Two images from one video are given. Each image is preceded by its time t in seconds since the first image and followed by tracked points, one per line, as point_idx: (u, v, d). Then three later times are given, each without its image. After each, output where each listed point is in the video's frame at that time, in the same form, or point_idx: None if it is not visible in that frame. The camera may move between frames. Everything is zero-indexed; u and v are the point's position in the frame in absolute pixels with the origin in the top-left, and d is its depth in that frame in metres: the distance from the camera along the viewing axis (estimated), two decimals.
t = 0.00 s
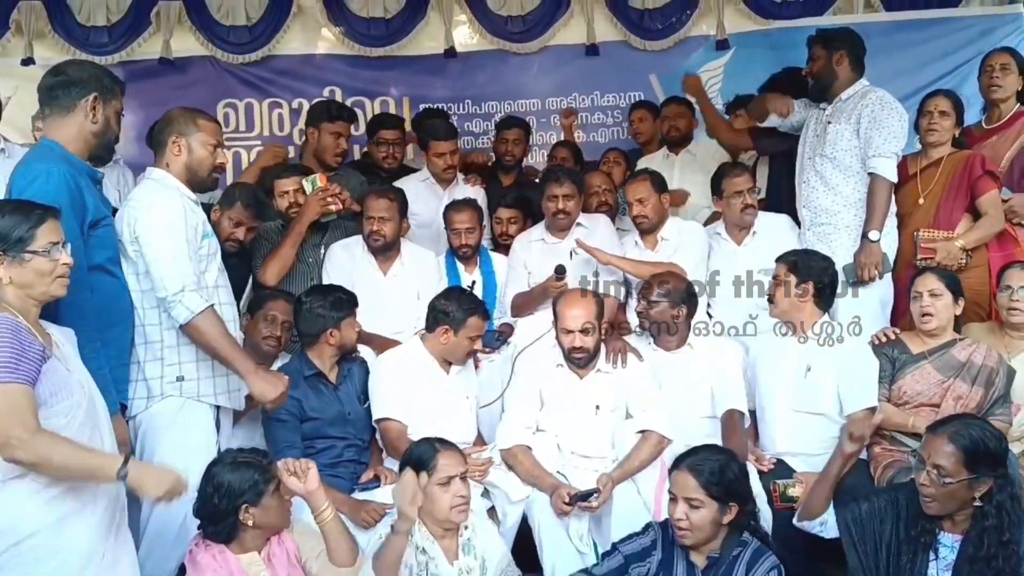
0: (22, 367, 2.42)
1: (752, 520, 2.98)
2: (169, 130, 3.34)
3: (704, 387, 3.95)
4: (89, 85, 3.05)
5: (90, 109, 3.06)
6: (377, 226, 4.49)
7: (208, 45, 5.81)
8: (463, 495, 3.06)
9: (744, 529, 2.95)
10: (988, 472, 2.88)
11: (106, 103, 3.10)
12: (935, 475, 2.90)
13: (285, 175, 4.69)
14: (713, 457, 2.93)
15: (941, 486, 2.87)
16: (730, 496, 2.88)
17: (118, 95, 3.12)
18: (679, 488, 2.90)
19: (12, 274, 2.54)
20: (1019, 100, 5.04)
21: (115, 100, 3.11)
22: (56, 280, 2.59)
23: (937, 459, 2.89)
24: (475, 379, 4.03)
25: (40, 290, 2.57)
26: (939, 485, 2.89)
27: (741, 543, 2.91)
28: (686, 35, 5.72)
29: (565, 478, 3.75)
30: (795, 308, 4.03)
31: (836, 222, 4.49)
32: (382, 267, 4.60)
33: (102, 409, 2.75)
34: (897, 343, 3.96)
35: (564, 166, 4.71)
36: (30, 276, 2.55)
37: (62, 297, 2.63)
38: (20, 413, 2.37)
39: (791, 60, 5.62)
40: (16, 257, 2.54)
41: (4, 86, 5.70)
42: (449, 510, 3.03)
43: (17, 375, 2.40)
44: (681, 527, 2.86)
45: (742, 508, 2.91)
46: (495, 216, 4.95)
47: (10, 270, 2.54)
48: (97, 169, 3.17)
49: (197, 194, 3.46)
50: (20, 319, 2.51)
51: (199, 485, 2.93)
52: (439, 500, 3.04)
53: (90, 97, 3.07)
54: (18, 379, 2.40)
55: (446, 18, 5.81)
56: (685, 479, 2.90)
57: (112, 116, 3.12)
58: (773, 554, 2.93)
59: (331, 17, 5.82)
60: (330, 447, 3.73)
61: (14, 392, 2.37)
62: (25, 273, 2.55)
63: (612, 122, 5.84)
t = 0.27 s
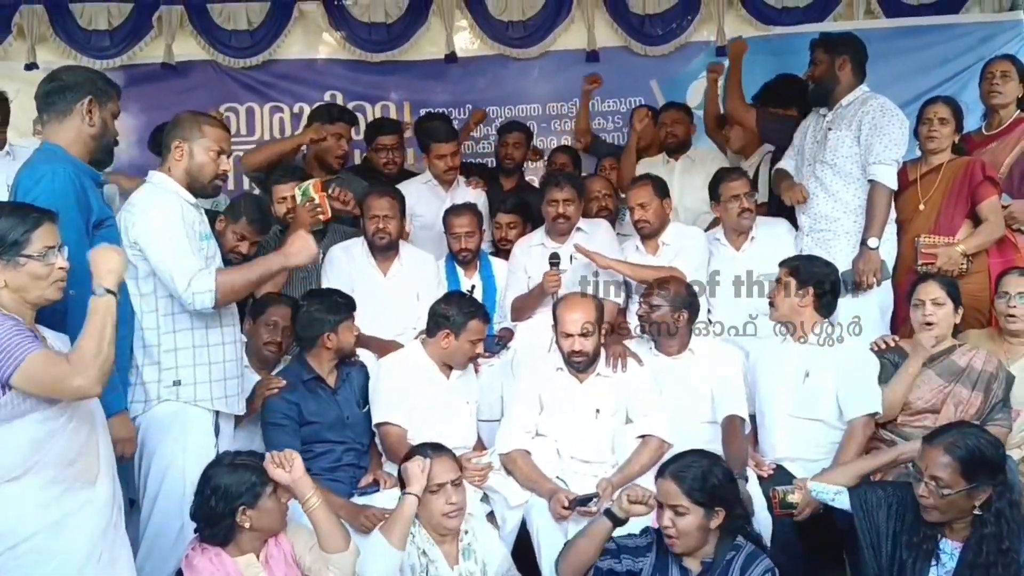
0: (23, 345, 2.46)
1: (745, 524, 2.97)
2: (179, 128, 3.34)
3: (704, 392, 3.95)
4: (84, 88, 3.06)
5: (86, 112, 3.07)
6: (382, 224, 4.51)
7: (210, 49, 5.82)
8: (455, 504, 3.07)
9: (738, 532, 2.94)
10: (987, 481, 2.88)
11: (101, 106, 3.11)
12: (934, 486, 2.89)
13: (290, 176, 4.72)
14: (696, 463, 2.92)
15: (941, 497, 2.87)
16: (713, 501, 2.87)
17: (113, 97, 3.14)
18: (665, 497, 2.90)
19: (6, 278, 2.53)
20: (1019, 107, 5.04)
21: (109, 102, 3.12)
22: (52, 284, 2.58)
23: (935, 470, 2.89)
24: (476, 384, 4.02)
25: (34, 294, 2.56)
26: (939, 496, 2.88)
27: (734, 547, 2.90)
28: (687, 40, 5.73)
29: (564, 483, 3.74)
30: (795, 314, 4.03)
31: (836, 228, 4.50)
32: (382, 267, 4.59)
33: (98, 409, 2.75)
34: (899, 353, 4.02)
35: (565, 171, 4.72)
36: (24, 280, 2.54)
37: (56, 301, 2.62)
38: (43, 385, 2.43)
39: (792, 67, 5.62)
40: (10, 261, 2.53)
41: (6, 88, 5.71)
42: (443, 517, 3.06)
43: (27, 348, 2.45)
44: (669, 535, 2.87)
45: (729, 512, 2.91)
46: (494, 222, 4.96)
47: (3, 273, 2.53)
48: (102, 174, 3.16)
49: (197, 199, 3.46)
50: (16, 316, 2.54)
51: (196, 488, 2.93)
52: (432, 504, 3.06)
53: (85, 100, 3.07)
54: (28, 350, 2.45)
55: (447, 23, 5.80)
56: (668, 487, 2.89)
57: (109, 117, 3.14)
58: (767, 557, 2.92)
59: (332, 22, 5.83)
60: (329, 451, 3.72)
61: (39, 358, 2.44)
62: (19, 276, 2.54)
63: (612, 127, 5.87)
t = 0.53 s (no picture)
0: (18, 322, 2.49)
1: (740, 524, 2.97)
2: (187, 128, 3.33)
3: (703, 393, 3.95)
4: (72, 88, 3.10)
5: (74, 110, 3.10)
6: (385, 223, 4.52)
7: (211, 49, 5.82)
8: (455, 505, 3.06)
9: (734, 532, 2.95)
10: (988, 485, 2.87)
11: (93, 105, 3.12)
12: (934, 489, 2.89)
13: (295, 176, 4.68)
14: (687, 463, 2.92)
15: (941, 500, 2.86)
16: (707, 501, 2.87)
17: (107, 96, 3.14)
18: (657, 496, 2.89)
19: (3, 277, 2.53)
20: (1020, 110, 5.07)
21: (103, 100, 3.13)
22: (48, 283, 2.57)
23: (936, 473, 2.88)
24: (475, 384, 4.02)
25: (29, 294, 2.55)
26: (940, 500, 2.88)
27: (730, 547, 2.90)
28: (687, 42, 5.74)
29: (563, 484, 3.74)
30: (795, 316, 4.03)
31: (836, 231, 4.48)
32: (385, 266, 4.60)
33: (95, 408, 2.75)
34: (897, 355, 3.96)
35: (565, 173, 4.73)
36: (21, 280, 2.54)
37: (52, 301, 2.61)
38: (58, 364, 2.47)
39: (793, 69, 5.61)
40: (7, 260, 2.52)
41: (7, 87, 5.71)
42: (443, 520, 3.05)
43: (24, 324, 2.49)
44: (664, 535, 2.86)
45: (722, 512, 2.91)
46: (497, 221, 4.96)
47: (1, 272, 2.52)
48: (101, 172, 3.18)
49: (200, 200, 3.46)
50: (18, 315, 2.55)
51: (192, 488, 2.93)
52: (432, 506, 3.05)
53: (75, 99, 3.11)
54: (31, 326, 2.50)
55: (448, 25, 5.80)
56: (662, 488, 2.89)
57: (103, 118, 3.13)
58: (762, 557, 2.92)
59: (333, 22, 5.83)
60: (328, 451, 3.72)
61: (43, 339, 2.47)
62: (16, 276, 2.53)
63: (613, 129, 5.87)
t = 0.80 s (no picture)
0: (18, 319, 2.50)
1: (739, 525, 2.97)
2: (192, 129, 3.35)
3: (703, 394, 3.96)
4: (65, 89, 3.13)
5: (67, 111, 3.13)
6: (389, 221, 4.51)
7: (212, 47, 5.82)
8: (455, 504, 3.06)
9: (733, 534, 2.95)
10: (986, 487, 2.88)
11: (85, 106, 3.14)
12: (932, 491, 2.89)
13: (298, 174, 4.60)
14: (687, 463, 2.92)
15: (940, 502, 2.86)
16: (705, 501, 2.87)
17: (99, 96, 3.14)
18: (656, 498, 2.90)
19: (2, 275, 2.53)
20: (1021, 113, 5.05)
21: (95, 100, 3.14)
22: (47, 281, 2.57)
23: (935, 475, 2.88)
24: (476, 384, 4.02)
25: (28, 291, 2.55)
26: (938, 502, 2.88)
27: (729, 548, 2.90)
28: (689, 43, 5.73)
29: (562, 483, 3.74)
30: (795, 318, 4.03)
31: (835, 233, 4.48)
32: (388, 263, 4.59)
33: (95, 405, 2.75)
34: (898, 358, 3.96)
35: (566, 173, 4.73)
36: (20, 277, 2.53)
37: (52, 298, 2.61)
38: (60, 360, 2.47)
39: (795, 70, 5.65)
40: (5, 257, 2.52)
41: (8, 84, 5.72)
42: (443, 518, 3.04)
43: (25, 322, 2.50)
44: (662, 536, 2.86)
45: (721, 512, 2.91)
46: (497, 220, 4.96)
47: None
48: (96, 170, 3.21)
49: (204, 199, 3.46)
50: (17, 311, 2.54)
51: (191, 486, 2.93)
52: (432, 504, 3.05)
53: (68, 100, 3.14)
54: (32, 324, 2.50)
55: (450, 25, 5.81)
56: (660, 489, 2.89)
57: (94, 118, 3.14)
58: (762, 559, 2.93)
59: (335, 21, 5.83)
60: (328, 450, 3.72)
61: (45, 336, 2.47)
62: (14, 274, 2.53)
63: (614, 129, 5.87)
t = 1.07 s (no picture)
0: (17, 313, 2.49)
1: (741, 526, 2.95)
2: (191, 136, 3.40)
3: (703, 395, 3.96)
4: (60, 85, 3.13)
5: (62, 108, 3.13)
6: (385, 220, 4.51)
7: (213, 46, 5.82)
8: (454, 504, 3.05)
9: (735, 535, 2.92)
10: (987, 488, 2.87)
11: (80, 103, 3.14)
12: (933, 491, 2.89)
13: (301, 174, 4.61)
14: (688, 462, 2.93)
15: (941, 503, 2.86)
16: (707, 499, 2.87)
17: (93, 92, 3.14)
18: (657, 496, 2.90)
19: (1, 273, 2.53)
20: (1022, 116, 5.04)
21: (90, 96, 3.13)
22: (47, 280, 2.57)
23: (936, 475, 2.89)
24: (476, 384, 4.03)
25: (27, 289, 2.55)
26: (939, 502, 2.88)
27: (730, 550, 2.88)
28: (690, 44, 5.74)
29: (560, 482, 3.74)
30: (794, 319, 4.03)
31: (833, 235, 4.49)
32: (383, 261, 4.59)
33: (93, 403, 2.75)
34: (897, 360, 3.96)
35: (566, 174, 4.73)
36: (19, 276, 2.53)
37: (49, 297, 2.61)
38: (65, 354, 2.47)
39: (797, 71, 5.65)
40: (5, 256, 2.52)
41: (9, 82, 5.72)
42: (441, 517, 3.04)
43: (25, 316, 2.49)
44: (664, 533, 2.86)
45: (723, 511, 2.91)
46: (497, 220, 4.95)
47: None
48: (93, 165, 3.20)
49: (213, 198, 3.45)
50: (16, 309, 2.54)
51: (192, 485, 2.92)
52: (429, 504, 3.04)
53: (63, 97, 3.14)
54: (31, 319, 2.49)
55: (451, 24, 5.80)
56: (662, 486, 2.89)
57: (89, 114, 3.14)
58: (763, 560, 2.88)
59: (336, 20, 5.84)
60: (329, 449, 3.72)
61: (46, 331, 2.47)
62: (14, 272, 2.53)
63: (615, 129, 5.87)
